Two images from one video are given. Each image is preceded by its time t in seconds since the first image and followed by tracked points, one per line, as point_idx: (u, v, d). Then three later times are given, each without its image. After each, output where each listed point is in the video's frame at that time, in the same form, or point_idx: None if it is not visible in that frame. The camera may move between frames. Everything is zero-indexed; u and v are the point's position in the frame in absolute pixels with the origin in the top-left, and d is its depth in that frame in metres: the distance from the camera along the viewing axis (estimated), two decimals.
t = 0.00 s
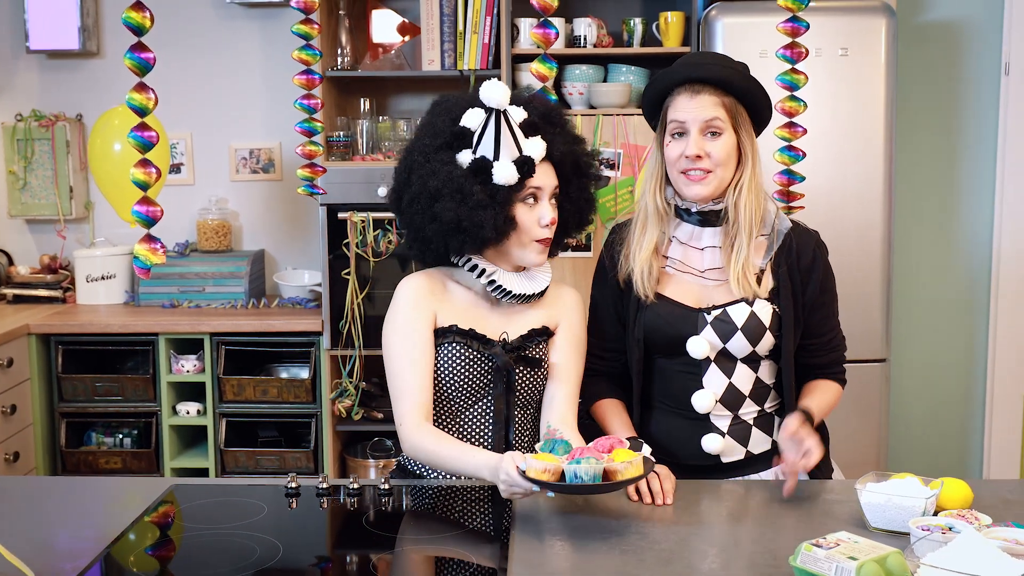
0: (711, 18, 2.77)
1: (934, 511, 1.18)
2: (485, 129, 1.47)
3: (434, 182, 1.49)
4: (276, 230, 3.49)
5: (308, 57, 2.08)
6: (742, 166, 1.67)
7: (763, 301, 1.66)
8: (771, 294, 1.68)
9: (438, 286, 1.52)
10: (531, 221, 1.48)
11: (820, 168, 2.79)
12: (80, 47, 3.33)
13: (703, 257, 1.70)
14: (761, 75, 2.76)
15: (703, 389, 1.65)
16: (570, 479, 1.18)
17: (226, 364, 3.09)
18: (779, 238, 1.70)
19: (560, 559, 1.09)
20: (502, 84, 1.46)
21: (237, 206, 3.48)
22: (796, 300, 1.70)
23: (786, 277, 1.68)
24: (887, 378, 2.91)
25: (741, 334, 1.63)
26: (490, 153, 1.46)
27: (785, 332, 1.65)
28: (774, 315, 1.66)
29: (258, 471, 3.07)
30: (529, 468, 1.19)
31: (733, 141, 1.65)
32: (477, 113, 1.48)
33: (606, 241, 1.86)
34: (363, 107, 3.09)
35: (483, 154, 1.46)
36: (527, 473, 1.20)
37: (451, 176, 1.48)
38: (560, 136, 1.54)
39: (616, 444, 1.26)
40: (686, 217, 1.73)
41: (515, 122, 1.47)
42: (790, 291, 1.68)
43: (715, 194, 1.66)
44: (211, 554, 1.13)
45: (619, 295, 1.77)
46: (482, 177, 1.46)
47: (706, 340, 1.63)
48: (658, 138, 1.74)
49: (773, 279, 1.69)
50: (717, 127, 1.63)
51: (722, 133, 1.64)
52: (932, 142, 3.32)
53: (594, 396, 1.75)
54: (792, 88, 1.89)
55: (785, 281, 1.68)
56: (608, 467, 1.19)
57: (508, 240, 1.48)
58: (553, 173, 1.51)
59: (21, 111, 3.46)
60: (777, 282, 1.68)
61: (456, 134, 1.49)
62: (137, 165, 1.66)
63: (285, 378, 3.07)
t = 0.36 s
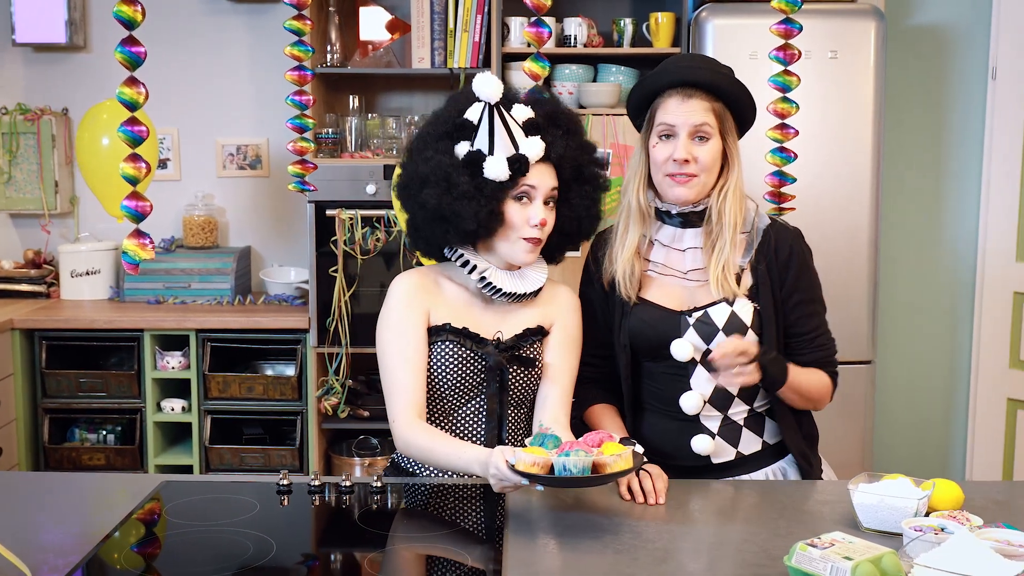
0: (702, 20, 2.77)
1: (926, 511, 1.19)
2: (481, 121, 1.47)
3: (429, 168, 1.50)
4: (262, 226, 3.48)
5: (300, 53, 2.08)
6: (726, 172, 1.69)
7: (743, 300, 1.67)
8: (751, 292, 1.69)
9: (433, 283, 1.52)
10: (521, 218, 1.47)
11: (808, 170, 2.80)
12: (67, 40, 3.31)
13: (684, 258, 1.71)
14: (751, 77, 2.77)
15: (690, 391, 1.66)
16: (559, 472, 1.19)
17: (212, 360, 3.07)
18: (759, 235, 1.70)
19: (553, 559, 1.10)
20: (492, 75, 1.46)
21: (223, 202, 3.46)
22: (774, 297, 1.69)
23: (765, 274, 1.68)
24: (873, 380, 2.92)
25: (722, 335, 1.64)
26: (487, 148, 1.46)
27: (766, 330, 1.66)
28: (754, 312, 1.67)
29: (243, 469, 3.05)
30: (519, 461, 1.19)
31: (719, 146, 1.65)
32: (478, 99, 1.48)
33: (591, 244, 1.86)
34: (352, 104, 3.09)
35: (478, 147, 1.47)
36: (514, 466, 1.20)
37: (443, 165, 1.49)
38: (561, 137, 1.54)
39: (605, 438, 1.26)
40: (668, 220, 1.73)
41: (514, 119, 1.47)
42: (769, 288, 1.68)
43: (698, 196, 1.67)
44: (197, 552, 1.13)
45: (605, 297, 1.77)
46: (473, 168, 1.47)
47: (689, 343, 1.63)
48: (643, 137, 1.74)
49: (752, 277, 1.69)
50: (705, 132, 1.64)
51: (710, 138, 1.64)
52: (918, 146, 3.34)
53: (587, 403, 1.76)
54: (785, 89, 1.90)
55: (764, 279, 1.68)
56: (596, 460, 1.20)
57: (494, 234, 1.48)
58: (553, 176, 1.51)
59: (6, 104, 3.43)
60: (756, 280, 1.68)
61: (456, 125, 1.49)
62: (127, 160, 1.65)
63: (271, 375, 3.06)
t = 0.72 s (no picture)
0: (689, 19, 2.78)
1: (920, 509, 1.20)
2: (470, 119, 1.47)
3: (415, 162, 1.49)
4: (248, 225, 3.46)
5: (289, 52, 2.07)
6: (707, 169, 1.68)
7: (722, 303, 1.66)
8: (730, 293, 1.69)
9: (416, 285, 1.51)
10: (504, 219, 1.47)
11: (795, 169, 2.81)
12: (50, 38, 3.28)
13: (664, 259, 1.70)
14: (738, 76, 2.78)
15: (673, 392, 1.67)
16: (543, 472, 1.18)
17: (198, 360, 3.06)
18: (738, 236, 1.71)
19: (549, 558, 1.10)
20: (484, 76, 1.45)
21: (209, 201, 3.44)
22: (755, 298, 1.69)
23: (743, 274, 1.68)
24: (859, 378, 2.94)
25: (701, 338, 1.64)
26: (475, 147, 1.46)
27: (745, 331, 1.66)
28: (733, 314, 1.67)
29: (230, 469, 3.03)
30: (502, 462, 1.18)
31: (700, 144, 1.65)
32: (466, 95, 1.47)
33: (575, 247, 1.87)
34: (339, 103, 3.08)
35: (466, 144, 1.47)
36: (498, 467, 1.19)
37: (428, 162, 1.48)
38: (549, 139, 1.52)
39: (588, 435, 1.26)
40: (647, 221, 1.72)
41: (503, 120, 1.47)
42: (748, 290, 1.68)
43: (678, 193, 1.66)
44: (186, 553, 1.12)
45: (590, 300, 1.78)
46: (458, 166, 1.47)
47: (668, 346, 1.64)
48: (625, 134, 1.73)
49: (731, 278, 1.70)
50: (686, 129, 1.64)
51: (692, 135, 1.64)
52: (903, 145, 3.37)
53: (578, 406, 1.77)
54: (774, 88, 1.90)
55: (742, 280, 1.68)
56: (580, 457, 1.20)
57: (477, 232, 1.48)
58: (539, 178, 1.51)
59: None
60: (735, 281, 1.69)
61: (446, 120, 1.49)
62: (114, 158, 1.64)
63: (258, 375, 3.05)
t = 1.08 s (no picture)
0: (679, 17, 2.78)
1: (918, 503, 1.21)
2: (465, 118, 1.46)
3: (410, 162, 1.48)
4: (237, 225, 3.45)
5: (280, 50, 2.07)
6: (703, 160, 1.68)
7: (718, 302, 1.67)
8: (726, 295, 1.68)
9: (412, 284, 1.51)
10: (500, 217, 1.47)
11: (785, 166, 2.82)
12: (37, 37, 3.26)
13: (662, 256, 1.71)
14: (728, 73, 2.78)
15: (664, 389, 1.68)
16: (546, 467, 1.17)
17: (188, 360, 3.04)
18: (737, 235, 1.70)
19: (548, 556, 1.10)
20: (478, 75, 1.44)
21: (198, 200, 3.43)
22: (751, 299, 1.70)
23: (741, 273, 1.68)
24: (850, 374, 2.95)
25: (696, 337, 1.64)
26: (470, 146, 1.46)
27: (740, 332, 1.66)
28: (730, 314, 1.67)
29: (220, 469, 3.02)
30: (505, 458, 1.18)
31: (694, 135, 1.66)
32: (461, 96, 1.46)
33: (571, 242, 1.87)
34: (329, 101, 3.07)
35: (461, 143, 1.46)
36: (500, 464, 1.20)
37: (423, 162, 1.47)
38: (544, 138, 1.52)
39: (590, 431, 1.25)
40: (646, 218, 1.73)
41: (499, 118, 1.46)
42: (745, 290, 1.68)
43: (676, 185, 1.65)
44: (178, 552, 1.12)
45: (585, 298, 1.78)
46: (454, 165, 1.46)
47: (664, 343, 1.64)
48: (618, 132, 1.74)
49: (728, 279, 1.70)
50: (678, 121, 1.64)
51: (685, 127, 1.64)
52: (891, 142, 3.38)
53: (570, 398, 1.77)
54: (767, 85, 1.91)
55: (740, 280, 1.68)
56: (583, 452, 1.18)
57: (473, 232, 1.47)
58: (535, 176, 1.50)
59: None
60: (732, 279, 1.69)
61: (441, 119, 1.48)
62: (105, 157, 1.63)
63: (248, 374, 3.04)
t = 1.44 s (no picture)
0: (670, 13, 2.79)
1: (914, 497, 1.22)
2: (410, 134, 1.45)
3: (371, 169, 1.51)
4: (227, 222, 3.43)
5: (271, 47, 2.06)
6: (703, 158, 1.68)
7: (720, 298, 1.68)
8: (727, 292, 1.69)
9: (401, 285, 1.50)
10: (459, 223, 1.45)
11: (776, 163, 2.83)
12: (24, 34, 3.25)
13: (664, 252, 1.72)
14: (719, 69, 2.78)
15: (662, 383, 1.68)
16: (532, 497, 1.15)
17: (179, 358, 3.03)
18: (739, 234, 1.72)
19: (546, 553, 1.10)
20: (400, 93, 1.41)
21: (187, 198, 3.41)
22: (751, 297, 1.71)
23: (742, 271, 1.70)
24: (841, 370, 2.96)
25: (697, 332, 1.64)
26: (421, 155, 1.44)
27: (740, 329, 1.67)
28: (730, 311, 1.68)
29: (212, 467, 3.02)
30: (490, 485, 1.16)
31: (693, 133, 1.66)
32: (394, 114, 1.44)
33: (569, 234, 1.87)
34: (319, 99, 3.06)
35: (413, 152, 1.46)
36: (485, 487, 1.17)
37: (380, 173, 1.50)
38: (498, 138, 1.44)
39: (576, 457, 1.23)
40: (647, 213, 1.74)
41: (444, 125, 1.42)
42: (746, 288, 1.70)
43: (677, 185, 1.67)
44: (170, 550, 1.12)
45: (582, 290, 1.78)
46: (407, 175, 1.47)
47: (663, 338, 1.65)
48: (619, 133, 1.74)
49: (730, 275, 1.70)
50: (676, 120, 1.64)
51: (682, 125, 1.64)
52: (881, 138, 3.39)
53: (564, 393, 1.77)
54: (759, 81, 1.92)
55: (741, 278, 1.69)
56: (569, 482, 1.16)
57: (436, 237, 1.48)
58: (495, 177, 1.45)
59: None
60: (734, 277, 1.70)
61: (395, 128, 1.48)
62: (97, 155, 1.62)
63: (239, 372, 3.03)
